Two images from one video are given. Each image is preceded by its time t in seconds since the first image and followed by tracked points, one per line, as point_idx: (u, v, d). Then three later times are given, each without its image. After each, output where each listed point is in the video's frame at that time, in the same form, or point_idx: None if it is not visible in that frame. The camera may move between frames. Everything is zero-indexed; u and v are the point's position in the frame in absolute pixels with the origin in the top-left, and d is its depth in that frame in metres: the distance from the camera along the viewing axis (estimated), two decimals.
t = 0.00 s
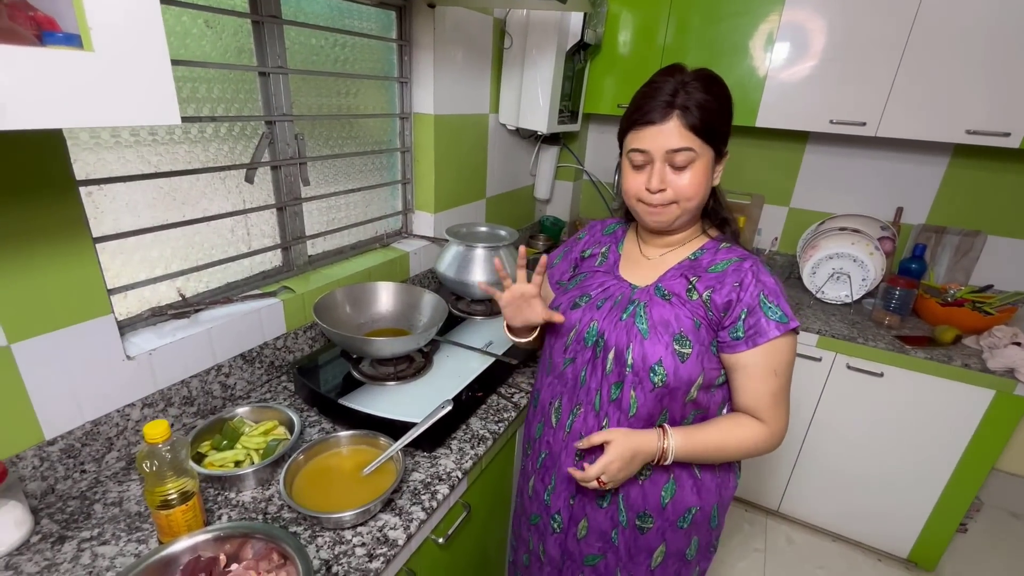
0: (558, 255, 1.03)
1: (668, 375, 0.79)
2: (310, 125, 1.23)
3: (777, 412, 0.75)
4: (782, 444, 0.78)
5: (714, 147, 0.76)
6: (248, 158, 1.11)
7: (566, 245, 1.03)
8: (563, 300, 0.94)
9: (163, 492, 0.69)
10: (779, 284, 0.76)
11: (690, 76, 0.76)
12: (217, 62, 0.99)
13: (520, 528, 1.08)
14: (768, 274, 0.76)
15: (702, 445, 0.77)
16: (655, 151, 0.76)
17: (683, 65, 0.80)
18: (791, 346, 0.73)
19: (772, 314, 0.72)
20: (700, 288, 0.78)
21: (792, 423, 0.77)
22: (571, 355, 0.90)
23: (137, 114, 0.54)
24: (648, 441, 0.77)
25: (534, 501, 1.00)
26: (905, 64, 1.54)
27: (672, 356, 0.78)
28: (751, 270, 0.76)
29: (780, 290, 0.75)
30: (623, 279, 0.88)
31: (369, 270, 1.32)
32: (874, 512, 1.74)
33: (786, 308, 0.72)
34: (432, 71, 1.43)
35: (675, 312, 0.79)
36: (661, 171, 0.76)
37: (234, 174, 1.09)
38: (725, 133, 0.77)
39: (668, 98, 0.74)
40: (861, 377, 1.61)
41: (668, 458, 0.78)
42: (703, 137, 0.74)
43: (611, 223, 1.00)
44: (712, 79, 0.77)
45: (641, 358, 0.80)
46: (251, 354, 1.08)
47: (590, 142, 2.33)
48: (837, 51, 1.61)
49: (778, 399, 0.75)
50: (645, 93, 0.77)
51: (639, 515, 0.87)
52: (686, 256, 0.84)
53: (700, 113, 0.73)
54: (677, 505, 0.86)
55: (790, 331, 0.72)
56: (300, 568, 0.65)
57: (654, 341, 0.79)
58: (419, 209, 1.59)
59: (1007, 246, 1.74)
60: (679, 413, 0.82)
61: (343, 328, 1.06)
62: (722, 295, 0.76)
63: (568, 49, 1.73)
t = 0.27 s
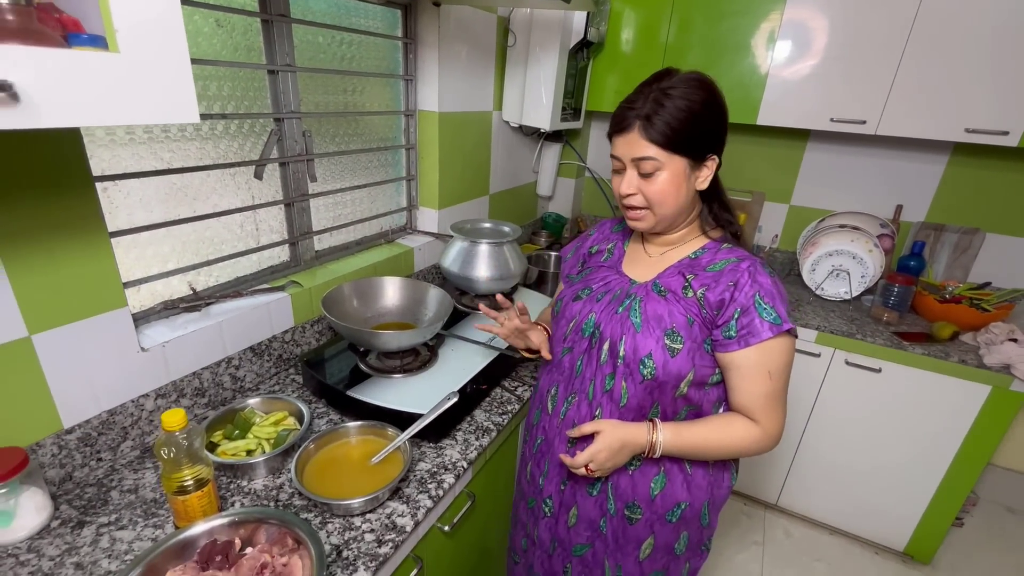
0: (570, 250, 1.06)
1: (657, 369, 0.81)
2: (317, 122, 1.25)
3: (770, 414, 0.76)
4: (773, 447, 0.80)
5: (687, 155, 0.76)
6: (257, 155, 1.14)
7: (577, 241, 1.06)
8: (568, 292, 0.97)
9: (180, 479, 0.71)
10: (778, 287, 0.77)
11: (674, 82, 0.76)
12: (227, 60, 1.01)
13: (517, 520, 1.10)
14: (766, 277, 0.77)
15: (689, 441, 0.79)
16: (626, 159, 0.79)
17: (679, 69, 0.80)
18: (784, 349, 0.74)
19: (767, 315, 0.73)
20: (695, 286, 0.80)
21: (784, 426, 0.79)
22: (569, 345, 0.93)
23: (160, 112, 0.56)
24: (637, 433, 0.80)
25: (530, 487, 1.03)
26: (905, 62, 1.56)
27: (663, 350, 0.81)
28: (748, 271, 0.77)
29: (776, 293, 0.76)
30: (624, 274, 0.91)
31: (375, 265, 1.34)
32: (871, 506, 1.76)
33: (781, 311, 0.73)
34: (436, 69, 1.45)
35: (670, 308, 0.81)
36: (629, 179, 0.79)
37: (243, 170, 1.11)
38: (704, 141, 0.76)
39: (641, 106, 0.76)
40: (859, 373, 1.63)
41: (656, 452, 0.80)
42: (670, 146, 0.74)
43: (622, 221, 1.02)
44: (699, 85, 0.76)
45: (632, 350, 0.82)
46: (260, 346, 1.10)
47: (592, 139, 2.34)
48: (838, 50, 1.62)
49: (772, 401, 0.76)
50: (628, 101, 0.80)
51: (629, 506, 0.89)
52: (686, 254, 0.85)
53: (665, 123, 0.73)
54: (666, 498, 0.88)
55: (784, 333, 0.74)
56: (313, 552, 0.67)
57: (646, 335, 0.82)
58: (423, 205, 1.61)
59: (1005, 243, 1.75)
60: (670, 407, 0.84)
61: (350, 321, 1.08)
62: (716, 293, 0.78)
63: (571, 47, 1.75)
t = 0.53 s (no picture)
0: (574, 242, 1.07)
1: (653, 358, 0.83)
2: (322, 116, 1.26)
3: (765, 404, 0.78)
4: (768, 438, 0.81)
5: (689, 148, 0.77)
6: (264, 148, 1.15)
7: (582, 233, 1.07)
8: (570, 283, 0.99)
9: (194, 465, 0.73)
10: (776, 280, 0.78)
11: (685, 75, 0.77)
12: (235, 55, 1.02)
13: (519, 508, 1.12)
14: (764, 269, 0.78)
15: (682, 428, 0.81)
16: (629, 146, 0.80)
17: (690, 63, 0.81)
18: (778, 340, 0.76)
19: (762, 306, 0.75)
20: (692, 277, 0.82)
21: (780, 417, 0.80)
22: (570, 334, 0.95)
23: (177, 104, 0.57)
24: (631, 418, 0.82)
25: (529, 472, 1.05)
26: (907, 57, 1.56)
27: (659, 339, 0.82)
28: (746, 263, 0.79)
29: (773, 285, 0.77)
30: (625, 265, 0.92)
31: (380, 258, 1.35)
32: (870, 498, 1.78)
33: (776, 302, 0.75)
34: (441, 64, 1.45)
35: (667, 298, 0.82)
36: (631, 166, 0.81)
37: (251, 164, 1.12)
38: (707, 135, 0.77)
39: (649, 94, 0.78)
40: (859, 366, 1.64)
41: (649, 437, 0.82)
42: (673, 136, 0.76)
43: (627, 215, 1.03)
44: (708, 80, 0.77)
45: (630, 339, 0.84)
46: (268, 338, 1.11)
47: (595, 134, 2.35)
48: (840, 45, 1.63)
49: (767, 392, 0.77)
50: (637, 88, 0.81)
51: (626, 492, 0.91)
52: (686, 246, 0.87)
53: (670, 113, 0.75)
54: (663, 486, 0.90)
55: (779, 324, 0.75)
56: (326, 537, 0.69)
57: (643, 325, 0.83)
58: (427, 199, 1.62)
59: (1005, 238, 1.76)
60: (667, 396, 0.86)
61: (357, 313, 1.10)
62: (713, 285, 0.79)
63: (574, 41, 1.75)
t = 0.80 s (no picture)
0: (571, 241, 1.08)
1: (658, 356, 0.84)
2: (325, 117, 1.27)
3: (767, 398, 0.79)
4: (770, 432, 0.82)
5: (699, 146, 0.78)
6: (267, 149, 1.15)
7: (578, 231, 1.08)
8: (570, 281, 0.99)
9: (201, 462, 0.74)
10: (777, 275, 0.79)
11: (686, 74, 0.78)
12: (239, 56, 1.02)
13: (521, 500, 1.12)
14: (764, 265, 0.79)
15: (686, 423, 0.82)
16: (637, 149, 0.81)
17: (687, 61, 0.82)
18: (780, 335, 0.77)
19: (764, 302, 0.76)
20: (694, 274, 0.82)
21: (782, 411, 0.81)
22: (572, 334, 0.95)
23: (185, 108, 0.58)
24: (636, 413, 0.83)
25: (531, 470, 1.06)
26: (908, 56, 1.56)
27: (663, 337, 0.83)
28: (747, 260, 0.80)
29: (774, 280, 0.78)
30: (626, 263, 0.93)
31: (383, 257, 1.36)
32: (870, 496, 1.79)
33: (777, 298, 0.76)
34: (443, 64, 1.46)
35: (670, 295, 0.83)
36: (641, 170, 0.81)
37: (255, 164, 1.13)
38: (715, 132, 0.78)
39: (654, 97, 0.78)
40: (859, 365, 1.65)
41: (653, 432, 0.83)
42: (683, 137, 0.77)
43: (623, 213, 1.04)
44: (708, 77, 0.79)
45: (634, 338, 0.85)
46: (272, 337, 1.12)
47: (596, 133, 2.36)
48: (841, 44, 1.63)
49: (769, 386, 0.78)
50: (639, 92, 0.81)
51: (631, 487, 0.92)
52: (688, 244, 0.87)
53: (679, 114, 0.76)
54: (667, 479, 0.91)
55: (780, 320, 0.76)
56: (331, 533, 0.70)
57: (647, 323, 0.84)
58: (429, 198, 1.63)
59: (1006, 237, 1.77)
60: (671, 392, 0.87)
61: (360, 312, 1.11)
62: (715, 282, 0.80)
63: (576, 40, 1.76)
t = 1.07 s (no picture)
0: (559, 246, 1.06)
1: (665, 362, 0.83)
2: (321, 116, 1.26)
3: (771, 397, 0.80)
4: (776, 429, 0.83)
5: (717, 140, 0.80)
6: (262, 149, 1.14)
7: (568, 235, 1.06)
8: (565, 289, 0.97)
9: (194, 468, 0.74)
10: (777, 275, 0.80)
11: (690, 72, 0.79)
12: (233, 56, 1.01)
13: (518, 509, 1.11)
14: (765, 265, 0.80)
15: (696, 427, 0.82)
16: (663, 149, 0.78)
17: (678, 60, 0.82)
18: (783, 335, 0.77)
19: (768, 303, 0.76)
20: (697, 277, 0.82)
21: (785, 409, 0.82)
22: (571, 342, 0.94)
23: (173, 111, 0.57)
24: (646, 420, 0.82)
25: (529, 480, 1.04)
26: (908, 54, 1.55)
27: (670, 342, 0.82)
28: (748, 261, 0.80)
29: (775, 280, 0.79)
30: (624, 269, 0.91)
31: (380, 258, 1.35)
32: (870, 495, 1.78)
33: (780, 298, 0.76)
34: (439, 62, 1.45)
35: (673, 300, 0.83)
36: (670, 169, 0.79)
37: (249, 165, 1.12)
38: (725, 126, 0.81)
39: (672, 95, 0.77)
40: (859, 364, 1.64)
41: (662, 438, 0.83)
42: (708, 132, 0.78)
43: (613, 215, 1.03)
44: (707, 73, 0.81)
45: (640, 345, 0.84)
46: (268, 339, 1.12)
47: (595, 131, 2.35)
48: (842, 41, 1.62)
49: (773, 385, 0.79)
50: (647, 91, 0.79)
51: (637, 493, 0.91)
52: (686, 246, 0.87)
53: (704, 109, 0.77)
54: (673, 483, 0.90)
55: (785, 319, 0.76)
56: (325, 538, 0.69)
57: (652, 329, 0.83)
58: (427, 197, 1.62)
59: (1006, 235, 1.76)
60: (677, 396, 0.86)
61: (355, 314, 1.10)
62: (719, 284, 0.80)
63: (574, 38, 1.74)
